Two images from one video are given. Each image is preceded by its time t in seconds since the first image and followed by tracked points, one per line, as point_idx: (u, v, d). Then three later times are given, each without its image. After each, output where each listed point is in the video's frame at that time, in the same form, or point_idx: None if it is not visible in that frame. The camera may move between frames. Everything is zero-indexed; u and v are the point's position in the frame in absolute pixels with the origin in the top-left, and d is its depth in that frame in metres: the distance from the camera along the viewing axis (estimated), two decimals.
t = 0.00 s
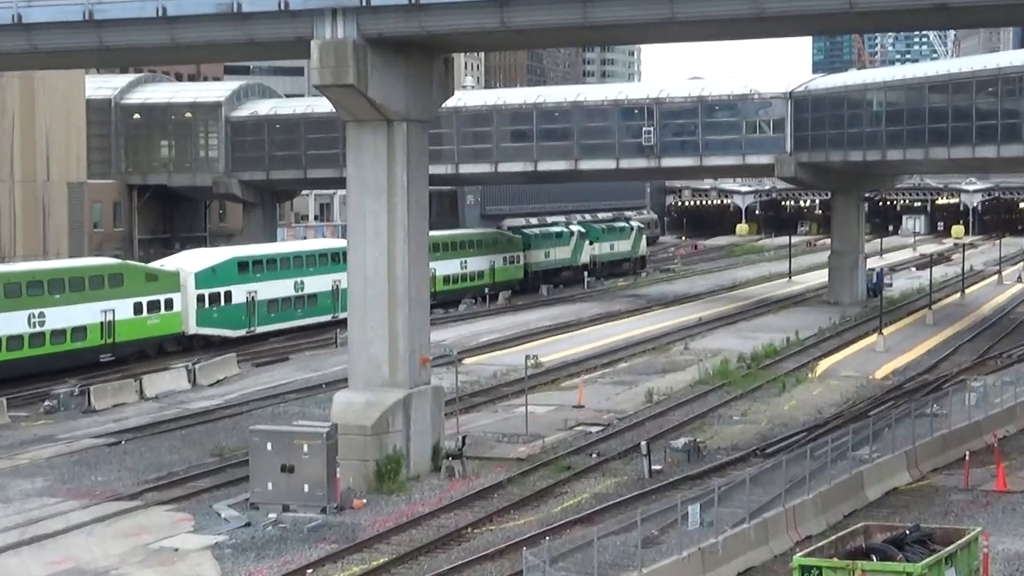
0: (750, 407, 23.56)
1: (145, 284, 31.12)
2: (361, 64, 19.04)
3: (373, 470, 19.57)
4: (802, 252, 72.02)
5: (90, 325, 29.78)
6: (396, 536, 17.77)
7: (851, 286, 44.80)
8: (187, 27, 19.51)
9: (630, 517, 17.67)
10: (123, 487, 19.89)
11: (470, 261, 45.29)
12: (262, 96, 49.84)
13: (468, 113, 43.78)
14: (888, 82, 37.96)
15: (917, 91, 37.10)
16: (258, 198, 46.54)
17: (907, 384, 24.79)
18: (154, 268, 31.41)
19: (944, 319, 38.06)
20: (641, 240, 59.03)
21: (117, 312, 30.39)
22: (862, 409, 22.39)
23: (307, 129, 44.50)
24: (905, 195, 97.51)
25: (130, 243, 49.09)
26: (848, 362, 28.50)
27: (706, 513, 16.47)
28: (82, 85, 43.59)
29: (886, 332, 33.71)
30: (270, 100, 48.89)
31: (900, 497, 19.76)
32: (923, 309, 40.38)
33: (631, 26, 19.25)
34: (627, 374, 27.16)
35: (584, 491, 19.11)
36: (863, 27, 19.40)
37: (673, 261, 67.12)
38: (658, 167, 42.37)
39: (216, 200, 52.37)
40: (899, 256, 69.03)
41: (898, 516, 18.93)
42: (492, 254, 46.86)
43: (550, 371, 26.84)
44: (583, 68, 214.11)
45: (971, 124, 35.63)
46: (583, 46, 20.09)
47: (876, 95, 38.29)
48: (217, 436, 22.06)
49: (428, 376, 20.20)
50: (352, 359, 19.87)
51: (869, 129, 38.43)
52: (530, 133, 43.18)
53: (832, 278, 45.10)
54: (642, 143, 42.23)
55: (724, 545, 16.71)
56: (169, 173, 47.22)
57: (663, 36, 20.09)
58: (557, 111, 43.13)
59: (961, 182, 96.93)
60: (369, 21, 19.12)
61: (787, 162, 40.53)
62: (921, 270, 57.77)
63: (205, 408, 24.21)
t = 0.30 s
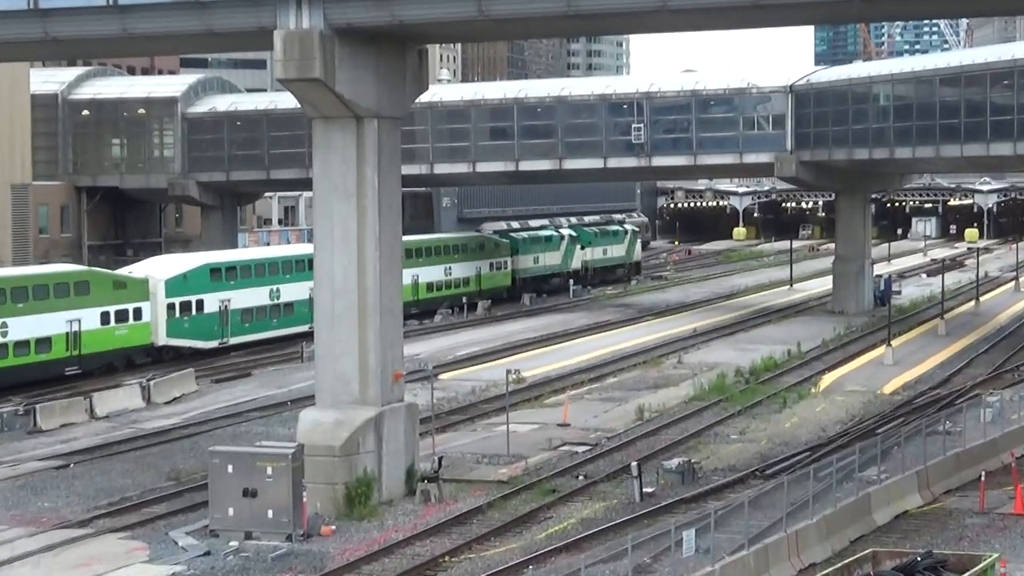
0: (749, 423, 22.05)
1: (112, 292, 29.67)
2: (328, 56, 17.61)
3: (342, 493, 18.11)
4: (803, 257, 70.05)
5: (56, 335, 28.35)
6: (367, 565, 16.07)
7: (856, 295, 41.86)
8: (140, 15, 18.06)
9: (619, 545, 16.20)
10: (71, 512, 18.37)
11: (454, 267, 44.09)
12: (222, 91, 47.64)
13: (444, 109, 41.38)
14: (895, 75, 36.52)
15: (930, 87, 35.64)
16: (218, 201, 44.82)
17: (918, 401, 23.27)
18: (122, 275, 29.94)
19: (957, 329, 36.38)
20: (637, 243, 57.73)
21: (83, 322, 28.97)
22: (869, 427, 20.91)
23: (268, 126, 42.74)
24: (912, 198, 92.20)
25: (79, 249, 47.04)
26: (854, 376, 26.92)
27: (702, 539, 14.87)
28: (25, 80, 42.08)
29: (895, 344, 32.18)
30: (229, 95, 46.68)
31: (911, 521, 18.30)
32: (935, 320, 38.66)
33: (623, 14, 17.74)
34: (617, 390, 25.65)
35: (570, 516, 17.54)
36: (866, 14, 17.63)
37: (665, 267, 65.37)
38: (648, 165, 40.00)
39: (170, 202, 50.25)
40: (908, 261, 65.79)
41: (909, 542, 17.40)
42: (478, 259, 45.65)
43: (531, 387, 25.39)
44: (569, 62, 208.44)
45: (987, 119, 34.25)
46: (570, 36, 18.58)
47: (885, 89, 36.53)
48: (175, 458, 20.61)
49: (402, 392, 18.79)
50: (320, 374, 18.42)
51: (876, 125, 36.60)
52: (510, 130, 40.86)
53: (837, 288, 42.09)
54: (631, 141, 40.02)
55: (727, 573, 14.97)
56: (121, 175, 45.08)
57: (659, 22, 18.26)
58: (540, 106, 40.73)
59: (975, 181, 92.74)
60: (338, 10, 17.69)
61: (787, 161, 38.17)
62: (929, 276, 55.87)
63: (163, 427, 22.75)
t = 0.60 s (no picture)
0: (750, 441, 20.67)
1: (81, 299, 28.40)
2: (296, 47, 16.28)
3: (313, 519, 16.73)
4: (809, 265, 68.21)
5: (25, 345, 27.05)
6: None
7: (866, 305, 40.04)
8: (94, 3, 16.66)
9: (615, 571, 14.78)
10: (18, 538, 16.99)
11: (441, 274, 42.87)
12: (181, 85, 44.24)
13: (421, 104, 39.02)
14: (909, 66, 34.32)
15: (946, 79, 33.45)
16: (177, 203, 41.65)
17: (932, 418, 21.91)
18: (91, 282, 28.69)
19: (976, 341, 34.89)
20: (635, 247, 56.37)
21: (50, 331, 27.69)
22: (879, 447, 19.57)
23: (234, 122, 39.82)
24: (932, 199, 88.92)
25: (28, 255, 43.43)
26: (864, 393, 25.50)
27: (700, 569, 13.54)
28: None
29: (910, 357, 30.75)
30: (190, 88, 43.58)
31: (925, 547, 16.96)
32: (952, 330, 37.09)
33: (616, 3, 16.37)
34: (609, 407, 24.28)
35: (558, 543, 16.10)
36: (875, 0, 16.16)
37: (660, 274, 63.87)
38: (643, 164, 37.84)
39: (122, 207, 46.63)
40: (922, 268, 64.03)
41: (925, 571, 16.06)
42: (467, 265, 44.41)
43: (516, 404, 24.11)
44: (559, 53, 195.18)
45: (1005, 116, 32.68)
46: (560, 24, 17.20)
47: (898, 83, 34.29)
48: (131, 480, 19.26)
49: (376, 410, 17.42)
50: (289, 389, 17.10)
51: (887, 122, 34.45)
52: (494, 127, 38.53)
53: (847, 297, 40.27)
54: (625, 139, 37.76)
55: None
56: (73, 175, 41.75)
57: (656, 10, 16.90)
58: (525, 101, 38.59)
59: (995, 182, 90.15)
60: None
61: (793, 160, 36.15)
62: (945, 285, 54.19)
63: (118, 447, 21.40)
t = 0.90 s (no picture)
0: (756, 461, 19.42)
1: (55, 306, 27.48)
2: (268, 38, 15.07)
3: (286, 545, 15.48)
4: (818, 271, 66.62)
5: None
6: None
7: (882, 314, 38.35)
8: None
9: None
10: None
11: (434, 280, 41.76)
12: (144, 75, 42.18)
13: (403, 98, 37.26)
14: (927, 58, 32.93)
15: (966, 70, 32.08)
16: (140, 205, 39.93)
17: (954, 438, 20.62)
18: (65, 288, 27.80)
19: (999, 353, 33.54)
20: (639, 251, 55.16)
21: (23, 340, 26.73)
22: (894, 468, 18.33)
23: (199, 118, 37.93)
24: (947, 200, 84.81)
25: None
26: (879, 410, 24.20)
27: None
28: None
29: (929, 371, 29.46)
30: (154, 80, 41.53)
31: None
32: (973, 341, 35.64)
33: None
34: (605, 425, 23.06)
35: (551, 571, 14.80)
36: None
37: (661, 281, 62.50)
38: (642, 163, 36.09)
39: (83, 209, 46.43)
40: (943, 275, 62.57)
41: None
42: (461, 272, 43.24)
43: (505, 422, 22.92)
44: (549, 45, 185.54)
45: None
46: (553, 12, 15.99)
47: (916, 74, 32.97)
48: (90, 503, 18.05)
49: (354, 428, 16.20)
50: (261, 406, 15.90)
51: (904, 116, 32.98)
52: (481, 123, 36.82)
53: (860, 306, 38.53)
54: (622, 136, 36.06)
55: None
56: (27, 175, 39.40)
57: None
58: (515, 95, 36.92)
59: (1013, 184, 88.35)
60: None
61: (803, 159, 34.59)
62: (966, 293, 52.79)
63: (76, 467, 20.20)
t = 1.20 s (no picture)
0: (769, 480, 18.31)
1: (33, 310, 26.45)
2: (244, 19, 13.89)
3: (261, 570, 14.30)
4: (836, 275, 65.11)
5: None
6: None
7: (904, 323, 36.95)
8: None
9: None
10: None
11: (431, 283, 40.68)
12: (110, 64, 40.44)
13: (387, 89, 35.83)
14: (952, 46, 31.86)
15: (994, 61, 31.13)
16: (103, 204, 38.61)
17: (981, 455, 19.45)
18: (44, 291, 26.79)
19: None
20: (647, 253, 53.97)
21: None
22: (917, 487, 17.22)
23: (169, 109, 36.48)
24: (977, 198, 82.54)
25: None
26: (900, 424, 23.03)
27: None
28: None
29: (956, 382, 28.26)
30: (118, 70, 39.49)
31: None
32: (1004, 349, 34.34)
33: None
34: (605, 440, 21.93)
35: None
36: None
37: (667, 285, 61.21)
38: (645, 158, 34.58)
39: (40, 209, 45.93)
40: (969, 278, 61.02)
41: None
42: (460, 274, 42.07)
43: (497, 437, 21.82)
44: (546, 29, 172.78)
45: None
46: None
47: (940, 62, 31.95)
48: (50, 525, 16.97)
49: (335, 443, 15.08)
50: (234, 418, 14.77)
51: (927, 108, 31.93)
52: (473, 115, 35.40)
53: (882, 314, 37.18)
54: (624, 129, 34.74)
55: None
56: None
57: None
58: (508, 85, 35.45)
59: None
60: None
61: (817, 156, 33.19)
62: (994, 298, 51.38)
63: (35, 486, 19.14)
